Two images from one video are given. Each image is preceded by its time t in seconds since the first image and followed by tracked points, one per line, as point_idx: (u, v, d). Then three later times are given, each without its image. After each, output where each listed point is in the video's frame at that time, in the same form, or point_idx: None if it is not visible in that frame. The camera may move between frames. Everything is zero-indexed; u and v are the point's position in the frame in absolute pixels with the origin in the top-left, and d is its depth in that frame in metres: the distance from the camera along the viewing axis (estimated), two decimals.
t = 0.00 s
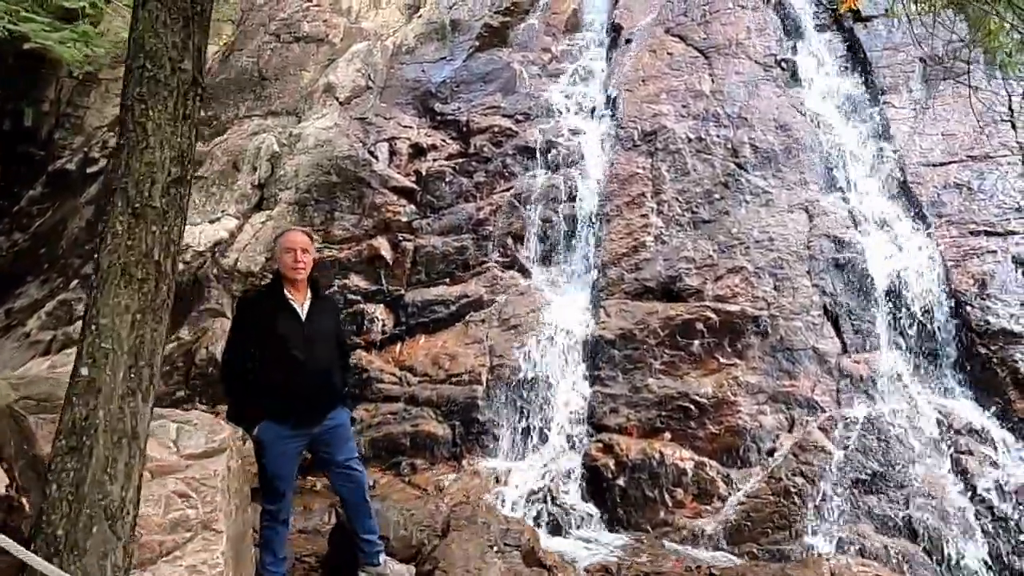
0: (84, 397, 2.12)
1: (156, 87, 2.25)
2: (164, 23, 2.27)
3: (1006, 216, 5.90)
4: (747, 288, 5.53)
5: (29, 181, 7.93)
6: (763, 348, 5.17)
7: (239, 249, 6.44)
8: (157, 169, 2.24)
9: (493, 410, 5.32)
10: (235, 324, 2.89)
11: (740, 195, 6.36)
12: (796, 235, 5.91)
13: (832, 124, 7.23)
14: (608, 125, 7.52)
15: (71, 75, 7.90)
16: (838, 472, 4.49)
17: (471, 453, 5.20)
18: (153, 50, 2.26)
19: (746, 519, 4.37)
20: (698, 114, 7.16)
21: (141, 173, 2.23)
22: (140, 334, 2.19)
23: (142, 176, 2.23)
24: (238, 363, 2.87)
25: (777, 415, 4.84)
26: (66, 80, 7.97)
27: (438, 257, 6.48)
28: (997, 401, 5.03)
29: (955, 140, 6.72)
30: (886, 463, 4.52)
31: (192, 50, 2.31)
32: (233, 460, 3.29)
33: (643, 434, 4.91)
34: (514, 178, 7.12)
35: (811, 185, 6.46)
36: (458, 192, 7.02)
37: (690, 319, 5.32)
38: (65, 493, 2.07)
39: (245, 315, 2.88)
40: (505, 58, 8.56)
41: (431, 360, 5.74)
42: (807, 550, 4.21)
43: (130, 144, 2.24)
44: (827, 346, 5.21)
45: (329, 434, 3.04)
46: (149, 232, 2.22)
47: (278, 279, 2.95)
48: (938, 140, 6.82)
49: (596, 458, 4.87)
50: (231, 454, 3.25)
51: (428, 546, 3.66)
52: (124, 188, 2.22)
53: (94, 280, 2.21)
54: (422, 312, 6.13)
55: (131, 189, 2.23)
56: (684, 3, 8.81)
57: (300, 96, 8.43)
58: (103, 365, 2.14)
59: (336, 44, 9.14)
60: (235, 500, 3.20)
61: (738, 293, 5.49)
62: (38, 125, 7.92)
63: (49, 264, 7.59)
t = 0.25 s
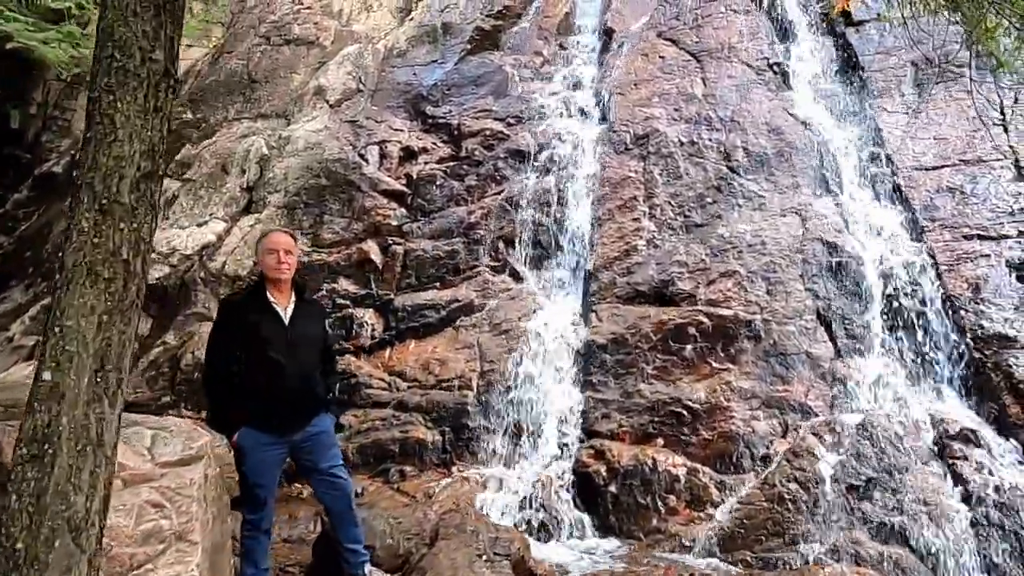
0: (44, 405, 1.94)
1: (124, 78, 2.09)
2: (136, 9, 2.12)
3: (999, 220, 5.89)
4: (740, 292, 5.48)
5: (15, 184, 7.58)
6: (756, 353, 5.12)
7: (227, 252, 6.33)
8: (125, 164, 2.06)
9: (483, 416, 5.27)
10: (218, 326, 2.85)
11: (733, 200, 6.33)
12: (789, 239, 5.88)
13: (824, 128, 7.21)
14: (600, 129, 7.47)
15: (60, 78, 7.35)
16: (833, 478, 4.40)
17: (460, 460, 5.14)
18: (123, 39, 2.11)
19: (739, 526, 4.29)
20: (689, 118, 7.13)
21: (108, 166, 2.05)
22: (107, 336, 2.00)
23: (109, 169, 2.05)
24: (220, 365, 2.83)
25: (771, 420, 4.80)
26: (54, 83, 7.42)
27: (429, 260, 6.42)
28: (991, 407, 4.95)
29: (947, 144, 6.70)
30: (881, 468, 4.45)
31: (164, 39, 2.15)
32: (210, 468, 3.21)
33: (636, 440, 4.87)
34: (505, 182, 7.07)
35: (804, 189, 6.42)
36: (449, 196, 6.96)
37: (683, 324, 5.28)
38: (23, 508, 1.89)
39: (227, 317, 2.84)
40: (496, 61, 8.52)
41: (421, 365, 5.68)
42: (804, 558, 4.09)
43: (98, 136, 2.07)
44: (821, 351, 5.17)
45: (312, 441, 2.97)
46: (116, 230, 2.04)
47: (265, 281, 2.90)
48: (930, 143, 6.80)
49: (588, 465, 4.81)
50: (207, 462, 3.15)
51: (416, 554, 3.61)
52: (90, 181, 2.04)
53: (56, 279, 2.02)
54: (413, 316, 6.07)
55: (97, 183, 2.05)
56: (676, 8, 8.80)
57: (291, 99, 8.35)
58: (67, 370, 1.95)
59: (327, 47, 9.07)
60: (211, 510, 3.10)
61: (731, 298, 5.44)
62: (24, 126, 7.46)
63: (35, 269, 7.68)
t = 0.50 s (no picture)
0: None
1: (90, 54, 1.97)
2: None
3: (995, 222, 5.86)
4: (734, 295, 5.42)
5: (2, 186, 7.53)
6: (751, 356, 5.05)
7: (215, 254, 6.23)
8: (90, 145, 1.94)
9: (474, 421, 5.19)
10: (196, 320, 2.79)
11: (727, 202, 6.28)
12: (784, 241, 5.82)
13: (819, 132, 7.20)
14: (593, 132, 7.42)
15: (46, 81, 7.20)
16: (830, 484, 4.37)
17: (451, 465, 5.06)
18: (88, 14, 1.98)
19: (734, 533, 4.21)
20: (683, 120, 7.08)
21: (71, 149, 1.93)
22: (69, 330, 1.87)
23: (73, 152, 1.93)
24: (198, 360, 2.77)
25: (766, 424, 4.75)
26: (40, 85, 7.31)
27: (420, 264, 6.35)
28: (990, 409, 4.87)
29: (941, 147, 6.67)
30: (878, 473, 4.40)
31: (133, 14, 2.03)
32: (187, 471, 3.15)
33: (629, 444, 4.78)
34: (497, 184, 7.00)
35: (798, 192, 6.37)
36: (441, 198, 6.89)
37: (677, 326, 5.21)
38: None
39: (206, 312, 2.79)
40: (489, 63, 8.46)
41: (412, 369, 5.59)
42: (803, 565, 4.04)
43: (59, 117, 1.95)
44: (816, 354, 5.12)
45: (294, 442, 2.90)
46: (80, 215, 1.92)
47: (244, 277, 2.85)
48: (925, 146, 6.76)
49: (580, 470, 4.73)
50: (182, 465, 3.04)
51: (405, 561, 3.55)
52: (53, 164, 1.92)
53: (15, 269, 1.89)
54: (403, 319, 5.99)
55: (60, 166, 1.93)
56: (669, 11, 8.76)
57: (281, 101, 8.24)
58: (23, 366, 1.82)
59: (318, 50, 8.98)
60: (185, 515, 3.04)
61: (725, 301, 5.38)
62: (11, 130, 7.43)
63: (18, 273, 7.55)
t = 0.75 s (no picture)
0: None
1: (43, 42, 1.89)
2: None
3: (997, 231, 5.78)
4: (732, 306, 5.31)
5: None
6: (750, 368, 4.95)
7: (201, 263, 6.10)
8: (40, 143, 1.87)
9: (466, 434, 5.06)
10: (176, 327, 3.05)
11: (724, 211, 6.17)
12: (782, 251, 5.73)
13: (815, 139, 7.11)
14: (587, 139, 7.32)
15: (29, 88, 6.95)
16: (832, 501, 4.22)
17: (441, 481, 4.94)
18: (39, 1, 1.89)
19: (735, 551, 4.08)
20: (679, 128, 6.98)
21: (20, 146, 1.85)
22: (13, 342, 1.81)
23: (21, 152, 1.85)
24: (177, 367, 3.02)
25: (766, 439, 4.63)
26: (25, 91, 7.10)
27: (411, 272, 6.23)
28: (995, 422, 4.77)
29: (940, 155, 6.59)
30: (882, 489, 4.28)
31: (89, 2, 1.94)
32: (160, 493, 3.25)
33: (626, 459, 4.68)
34: (490, 192, 6.89)
35: (796, 201, 6.27)
36: (433, 206, 6.78)
37: (674, 338, 5.10)
38: None
39: (187, 322, 3.05)
40: (482, 70, 8.37)
41: (401, 381, 5.47)
42: None
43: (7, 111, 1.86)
44: (816, 367, 5.02)
45: (277, 457, 3.23)
46: (28, 218, 1.85)
47: (224, 291, 3.12)
48: (924, 154, 6.68)
49: (574, 485, 4.61)
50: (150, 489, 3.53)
51: None
52: None
53: None
54: (393, 330, 5.88)
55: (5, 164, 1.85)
56: (664, 18, 8.69)
57: (271, 108, 8.10)
58: None
59: (309, 56, 8.85)
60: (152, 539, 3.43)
61: (723, 311, 5.27)
62: None
63: None
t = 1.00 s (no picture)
0: None
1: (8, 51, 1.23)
2: None
3: (997, 245, 5.76)
4: (729, 319, 5.23)
5: None
6: (747, 383, 4.87)
7: (188, 272, 5.97)
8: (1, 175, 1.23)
9: (457, 450, 4.98)
10: (159, 337, 3.10)
11: (720, 222, 6.09)
12: (779, 263, 5.65)
13: (812, 150, 7.05)
14: (582, 150, 7.24)
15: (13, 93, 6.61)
16: (831, 521, 4.17)
17: (432, 498, 4.85)
18: None
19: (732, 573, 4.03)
20: (674, 138, 6.91)
21: None
22: None
23: None
24: (160, 375, 3.08)
25: (764, 456, 4.55)
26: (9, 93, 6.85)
27: (403, 283, 6.14)
28: (997, 440, 4.77)
29: (939, 167, 6.54)
30: (884, 509, 4.21)
31: None
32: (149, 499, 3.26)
33: (621, 476, 4.58)
34: (483, 203, 6.80)
35: (793, 213, 6.21)
36: (425, 216, 6.68)
37: (670, 352, 5.01)
38: None
39: (171, 332, 3.11)
40: (476, 79, 8.29)
41: (392, 395, 5.38)
42: None
43: None
44: (815, 381, 4.94)
45: (257, 474, 3.33)
46: None
47: (206, 304, 3.19)
48: (922, 166, 6.63)
49: (569, 504, 4.53)
50: (118, 518, 3.37)
51: None
52: None
53: None
54: (384, 341, 5.77)
55: None
56: (659, 28, 8.63)
57: (262, 116, 8.01)
58: None
59: (300, 64, 8.71)
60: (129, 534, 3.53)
61: (720, 324, 5.19)
62: None
63: None
